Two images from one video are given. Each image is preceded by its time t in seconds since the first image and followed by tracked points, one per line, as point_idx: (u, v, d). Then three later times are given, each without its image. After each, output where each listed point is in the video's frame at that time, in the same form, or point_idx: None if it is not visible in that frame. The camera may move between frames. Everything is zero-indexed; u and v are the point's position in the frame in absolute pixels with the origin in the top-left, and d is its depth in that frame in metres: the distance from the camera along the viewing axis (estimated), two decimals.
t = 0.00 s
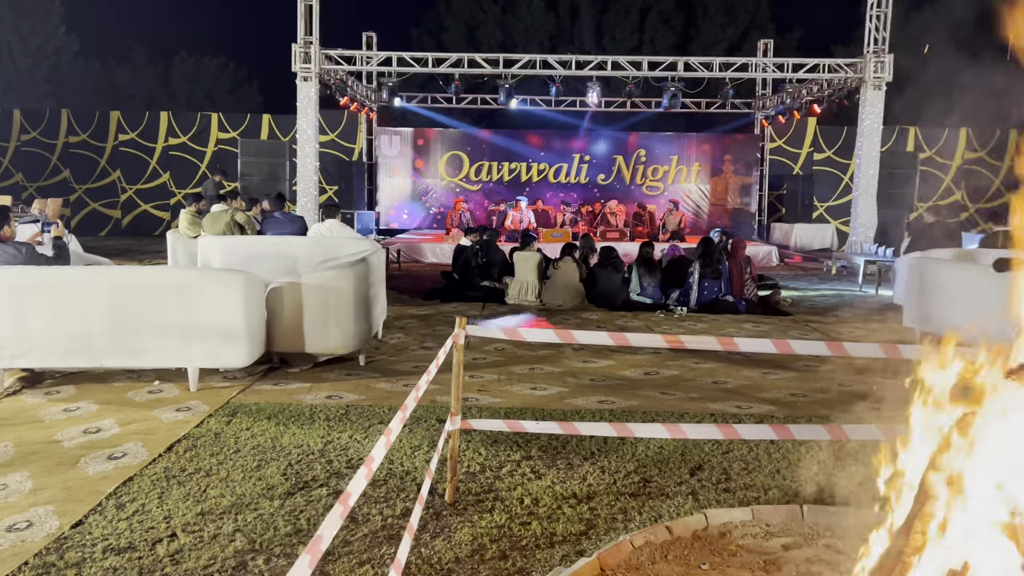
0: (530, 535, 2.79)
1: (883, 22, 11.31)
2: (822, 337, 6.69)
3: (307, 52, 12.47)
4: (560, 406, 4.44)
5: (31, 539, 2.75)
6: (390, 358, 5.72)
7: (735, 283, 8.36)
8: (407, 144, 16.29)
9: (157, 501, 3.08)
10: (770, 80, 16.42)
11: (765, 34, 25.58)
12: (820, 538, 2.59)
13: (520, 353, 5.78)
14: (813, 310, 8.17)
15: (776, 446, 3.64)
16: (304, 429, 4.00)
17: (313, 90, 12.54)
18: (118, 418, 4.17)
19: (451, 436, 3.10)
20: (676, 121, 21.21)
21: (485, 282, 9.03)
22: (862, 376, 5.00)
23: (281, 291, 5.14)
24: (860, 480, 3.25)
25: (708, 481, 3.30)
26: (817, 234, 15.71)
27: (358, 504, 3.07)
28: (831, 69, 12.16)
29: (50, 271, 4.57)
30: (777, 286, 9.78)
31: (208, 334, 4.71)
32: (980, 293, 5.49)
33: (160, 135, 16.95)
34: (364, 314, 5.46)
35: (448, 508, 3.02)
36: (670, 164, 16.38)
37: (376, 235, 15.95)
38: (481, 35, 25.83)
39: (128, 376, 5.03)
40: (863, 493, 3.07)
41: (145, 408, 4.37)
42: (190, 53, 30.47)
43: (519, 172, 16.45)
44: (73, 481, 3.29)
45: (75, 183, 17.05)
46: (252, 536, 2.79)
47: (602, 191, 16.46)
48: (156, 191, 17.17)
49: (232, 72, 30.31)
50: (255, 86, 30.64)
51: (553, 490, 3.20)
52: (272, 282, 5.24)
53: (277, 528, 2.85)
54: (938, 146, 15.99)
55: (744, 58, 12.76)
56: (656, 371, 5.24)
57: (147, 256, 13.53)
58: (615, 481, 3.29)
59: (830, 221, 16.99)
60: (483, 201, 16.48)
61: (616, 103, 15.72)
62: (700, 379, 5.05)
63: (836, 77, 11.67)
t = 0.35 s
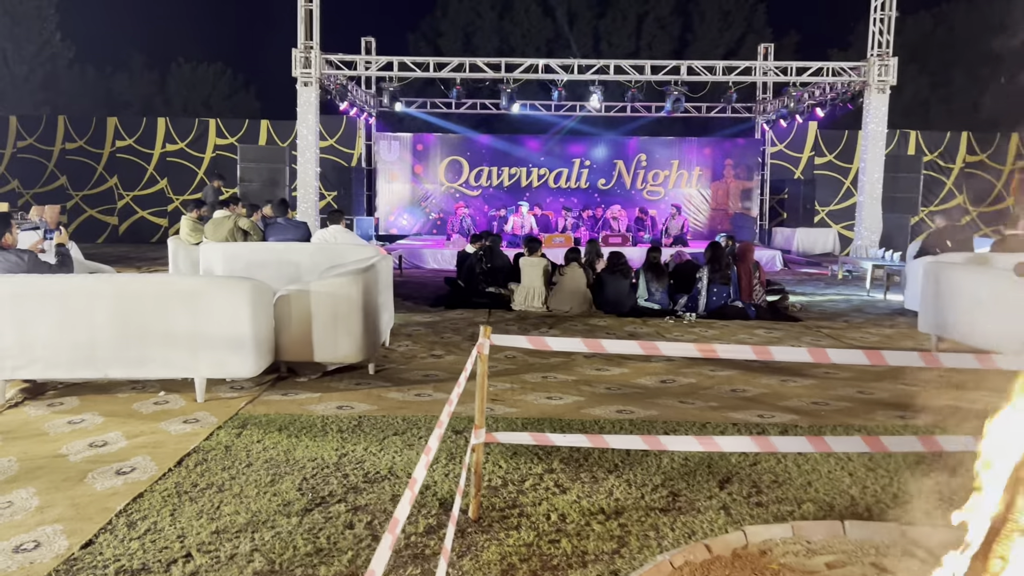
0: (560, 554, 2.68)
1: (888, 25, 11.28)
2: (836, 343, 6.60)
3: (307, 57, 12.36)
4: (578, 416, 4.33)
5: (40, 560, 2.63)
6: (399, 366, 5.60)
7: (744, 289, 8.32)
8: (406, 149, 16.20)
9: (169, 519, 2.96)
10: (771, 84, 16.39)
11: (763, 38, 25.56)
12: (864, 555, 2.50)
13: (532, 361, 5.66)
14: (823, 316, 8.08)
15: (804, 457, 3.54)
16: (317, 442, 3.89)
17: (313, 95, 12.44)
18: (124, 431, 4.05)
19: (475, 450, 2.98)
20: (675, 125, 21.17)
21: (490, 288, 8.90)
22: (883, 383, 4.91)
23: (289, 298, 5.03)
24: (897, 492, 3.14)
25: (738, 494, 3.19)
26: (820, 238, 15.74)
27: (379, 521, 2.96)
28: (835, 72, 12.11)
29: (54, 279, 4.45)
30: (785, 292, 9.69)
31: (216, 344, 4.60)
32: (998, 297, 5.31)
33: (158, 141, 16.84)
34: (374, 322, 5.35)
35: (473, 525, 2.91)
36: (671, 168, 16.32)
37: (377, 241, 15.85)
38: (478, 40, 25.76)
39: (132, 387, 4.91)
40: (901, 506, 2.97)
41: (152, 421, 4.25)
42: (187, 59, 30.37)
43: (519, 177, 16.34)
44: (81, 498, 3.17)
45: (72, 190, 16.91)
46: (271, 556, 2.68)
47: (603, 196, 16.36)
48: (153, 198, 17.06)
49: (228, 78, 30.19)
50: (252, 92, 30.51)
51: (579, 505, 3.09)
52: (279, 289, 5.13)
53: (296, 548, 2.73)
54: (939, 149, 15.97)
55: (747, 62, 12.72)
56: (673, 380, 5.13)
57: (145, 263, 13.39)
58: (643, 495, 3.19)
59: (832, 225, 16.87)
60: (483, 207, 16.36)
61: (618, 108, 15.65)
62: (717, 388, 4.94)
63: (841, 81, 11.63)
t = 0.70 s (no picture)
0: None
1: (897, 33, 11.20)
2: (857, 357, 6.45)
3: (312, 68, 12.25)
4: (600, 436, 4.17)
5: None
6: (412, 384, 5.45)
7: (758, 300, 8.21)
8: (410, 160, 16.04)
9: (181, 551, 2.82)
10: (777, 93, 16.30)
11: (765, 48, 25.55)
12: None
13: (547, 377, 5.50)
14: (840, 328, 7.92)
15: (841, 480, 3.39)
16: (332, 465, 3.75)
17: (318, 106, 12.33)
18: (132, 454, 3.91)
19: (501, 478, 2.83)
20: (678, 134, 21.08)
21: (500, 301, 8.80)
22: (913, 399, 4.75)
23: (300, 314, 4.90)
24: (943, 518, 2.99)
25: (777, 521, 3.03)
26: (828, 247, 15.89)
27: (402, 553, 2.82)
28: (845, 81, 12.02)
29: (58, 297, 4.32)
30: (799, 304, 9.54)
31: (225, 362, 4.46)
32: None
33: (161, 153, 16.74)
34: (387, 338, 5.22)
35: (500, 556, 2.76)
36: (676, 179, 16.19)
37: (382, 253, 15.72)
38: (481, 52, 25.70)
39: (139, 408, 4.77)
40: (950, 534, 2.82)
41: (160, 443, 4.11)
42: (189, 73, 30.45)
43: (524, 188, 16.22)
44: (87, 527, 3.02)
45: (75, 204, 16.81)
46: None
47: (609, 207, 16.21)
48: (157, 211, 16.94)
49: (231, 91, 30.23)
50: (254, 105, 30.48)
51: (611, 534, 2.94)
52: (290, 305, 5.00)
53: None
54: (947, 158, 15.85)
55: (756, 70, 12.61)
56: (694, 397, 4.98)
57: (148, 276, 13.25)
58: (676, 523, 3.03)
59: (839, 235, 16.80)
60: (489, 218, 16.24)
61: (624, 118, 15.55)
62: (741, 405, 4.79)
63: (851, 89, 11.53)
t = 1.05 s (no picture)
0: None
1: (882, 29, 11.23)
2: (851, 353, 6.42)
3: (293, 62, 12.03)
4: (601, 437, 4.08)
5: None
6: (403, 384, 5.32)
7: (748, 297, 8.15)
8: (393, 157, 15.77)
9: (172, 564, 2.68)
10: (760, 89, 16.31)
11: (745, 45, 25.68)
12: None
13: (542, 376, 5.40)
14: (830, 325, 7.91)
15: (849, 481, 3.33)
16: (326, 470, 3.62)
17: (299, 101, 12.11)
18: (116, 460, 3.76)
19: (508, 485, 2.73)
20: (660, 131, 21.08)
21: (489, 299, 8.68)
22: (912, 397, 4.72)
23: (288, 313, 4.75)
24: (957, 518, 2.94)
25: (790, 525, 2.95)
26: (811, 243, 16.05)
27: (405, 563, 2.71)
28: (829, 76, 12.04)
29: (36, 297, 4.15)
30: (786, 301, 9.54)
31: (212, 364, 4.31)
32: None
33: (138, 150, 16.41)
34: (378, 337, 5.09)
35: (507, 566, 2.67)
36: (660, 175, 16.15)
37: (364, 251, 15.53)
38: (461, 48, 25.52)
39: (121, 412, 4.61)
40: (966, 537, 2.77)
41: (145, 449, 3.95)
42: (165, 68, 29.95)
43: (507, 185, 16.11)
44: (71, 540, 2.87)
45: (49, 201, 16.44)
46: None
47: (594, 204, 16.13)
48: (134, 208, 16.62)
49: (208, 87, 29.74)
50: (232, 101, 30.02)
51: (621, 541, 2.85)
52: (278, 304, 4.85)
53: None
54: (928, 154, 15.99)
55: (741, 66, 12.56)
56: (692, 397, 4.90)
57: (127, 275, 12.96)
58: (687, 528, 2.95)
59: (822, 231, 16.84)
60: (472, 215, 16.11)
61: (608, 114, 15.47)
62: (740, 404, 4.72)
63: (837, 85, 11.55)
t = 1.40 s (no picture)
0: None
1: (854, 28, 11.40)
2: (831, 350, 6.47)
3: (263, 55, 11.77)
4: (593, 438, 4.01)
5: None
6: (385, 384, 5.20)
7: (726, 296, 8.06)
8: (363, 153, 15.68)
9: None
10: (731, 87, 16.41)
11: (714, 43, 25.91)
12: None
13: (527, 376, 5.33)
14: (806, 322, 7.97)
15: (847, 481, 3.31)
16: (313, 475, 3.49)
17: (270, 94, 11.86)
18: (91, 467, 3.59)
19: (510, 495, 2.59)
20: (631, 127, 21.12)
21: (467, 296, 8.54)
22: (898, 394, 4.75)
23: (268, 313, 4.60)
24: (958, 518, 2.94)
25: (792, 527, 2.92)
26: (782, 241, 15.80)
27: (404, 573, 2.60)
28: (802, 74, 12.17)
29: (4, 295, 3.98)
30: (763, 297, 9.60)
31: (189, 365, 4.15)
32: (1006, 304, 5.29)
33: (100, 144, 15.95)
34: (362, 338, 4.96)
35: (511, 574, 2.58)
36: (633, 172, 16.17)
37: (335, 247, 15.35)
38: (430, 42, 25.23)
39: (93, 415, 4.42)
40: (969, 538, 2.77)
41: (121, 454, 3.79)
42: (127, 60, 29.19)
43: (480, 181, 16.00)
44: (48, 553, 2.71)
45: (7, 196, 15.93)
46: None
47: (567, 200, 16.08)
48: (96, 204, 16.17)
49: (171, 80, 29.04)
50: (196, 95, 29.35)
51: (623, 546, 2.78)
52: (257, 303, 4.70)
53: None
54: (895, 152, 16.30)
55: (714, 63, 12.61)
56: (680, 395, 4.86)
57: (90, 274, 12.57)
58: (689, 532, 2.89)
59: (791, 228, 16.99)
60: (444, 211, 15.96)
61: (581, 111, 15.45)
62: (728, 402, 4.70)
63: (809, 83, 11.68)
